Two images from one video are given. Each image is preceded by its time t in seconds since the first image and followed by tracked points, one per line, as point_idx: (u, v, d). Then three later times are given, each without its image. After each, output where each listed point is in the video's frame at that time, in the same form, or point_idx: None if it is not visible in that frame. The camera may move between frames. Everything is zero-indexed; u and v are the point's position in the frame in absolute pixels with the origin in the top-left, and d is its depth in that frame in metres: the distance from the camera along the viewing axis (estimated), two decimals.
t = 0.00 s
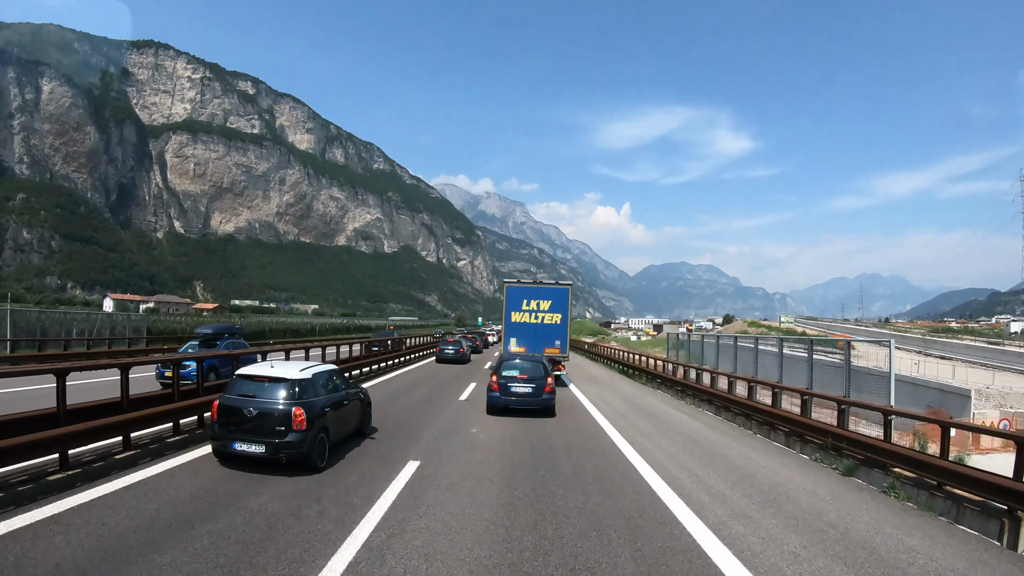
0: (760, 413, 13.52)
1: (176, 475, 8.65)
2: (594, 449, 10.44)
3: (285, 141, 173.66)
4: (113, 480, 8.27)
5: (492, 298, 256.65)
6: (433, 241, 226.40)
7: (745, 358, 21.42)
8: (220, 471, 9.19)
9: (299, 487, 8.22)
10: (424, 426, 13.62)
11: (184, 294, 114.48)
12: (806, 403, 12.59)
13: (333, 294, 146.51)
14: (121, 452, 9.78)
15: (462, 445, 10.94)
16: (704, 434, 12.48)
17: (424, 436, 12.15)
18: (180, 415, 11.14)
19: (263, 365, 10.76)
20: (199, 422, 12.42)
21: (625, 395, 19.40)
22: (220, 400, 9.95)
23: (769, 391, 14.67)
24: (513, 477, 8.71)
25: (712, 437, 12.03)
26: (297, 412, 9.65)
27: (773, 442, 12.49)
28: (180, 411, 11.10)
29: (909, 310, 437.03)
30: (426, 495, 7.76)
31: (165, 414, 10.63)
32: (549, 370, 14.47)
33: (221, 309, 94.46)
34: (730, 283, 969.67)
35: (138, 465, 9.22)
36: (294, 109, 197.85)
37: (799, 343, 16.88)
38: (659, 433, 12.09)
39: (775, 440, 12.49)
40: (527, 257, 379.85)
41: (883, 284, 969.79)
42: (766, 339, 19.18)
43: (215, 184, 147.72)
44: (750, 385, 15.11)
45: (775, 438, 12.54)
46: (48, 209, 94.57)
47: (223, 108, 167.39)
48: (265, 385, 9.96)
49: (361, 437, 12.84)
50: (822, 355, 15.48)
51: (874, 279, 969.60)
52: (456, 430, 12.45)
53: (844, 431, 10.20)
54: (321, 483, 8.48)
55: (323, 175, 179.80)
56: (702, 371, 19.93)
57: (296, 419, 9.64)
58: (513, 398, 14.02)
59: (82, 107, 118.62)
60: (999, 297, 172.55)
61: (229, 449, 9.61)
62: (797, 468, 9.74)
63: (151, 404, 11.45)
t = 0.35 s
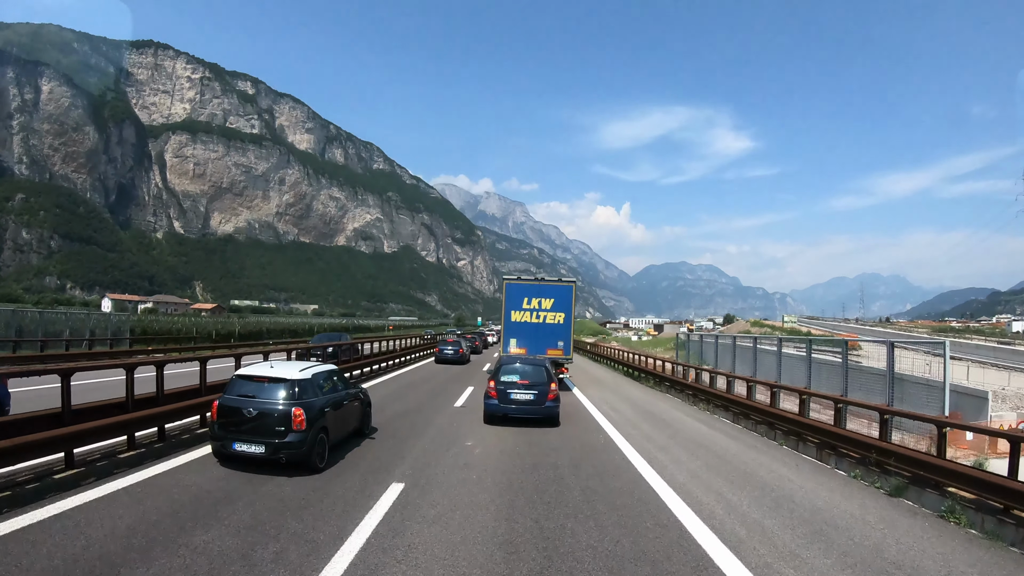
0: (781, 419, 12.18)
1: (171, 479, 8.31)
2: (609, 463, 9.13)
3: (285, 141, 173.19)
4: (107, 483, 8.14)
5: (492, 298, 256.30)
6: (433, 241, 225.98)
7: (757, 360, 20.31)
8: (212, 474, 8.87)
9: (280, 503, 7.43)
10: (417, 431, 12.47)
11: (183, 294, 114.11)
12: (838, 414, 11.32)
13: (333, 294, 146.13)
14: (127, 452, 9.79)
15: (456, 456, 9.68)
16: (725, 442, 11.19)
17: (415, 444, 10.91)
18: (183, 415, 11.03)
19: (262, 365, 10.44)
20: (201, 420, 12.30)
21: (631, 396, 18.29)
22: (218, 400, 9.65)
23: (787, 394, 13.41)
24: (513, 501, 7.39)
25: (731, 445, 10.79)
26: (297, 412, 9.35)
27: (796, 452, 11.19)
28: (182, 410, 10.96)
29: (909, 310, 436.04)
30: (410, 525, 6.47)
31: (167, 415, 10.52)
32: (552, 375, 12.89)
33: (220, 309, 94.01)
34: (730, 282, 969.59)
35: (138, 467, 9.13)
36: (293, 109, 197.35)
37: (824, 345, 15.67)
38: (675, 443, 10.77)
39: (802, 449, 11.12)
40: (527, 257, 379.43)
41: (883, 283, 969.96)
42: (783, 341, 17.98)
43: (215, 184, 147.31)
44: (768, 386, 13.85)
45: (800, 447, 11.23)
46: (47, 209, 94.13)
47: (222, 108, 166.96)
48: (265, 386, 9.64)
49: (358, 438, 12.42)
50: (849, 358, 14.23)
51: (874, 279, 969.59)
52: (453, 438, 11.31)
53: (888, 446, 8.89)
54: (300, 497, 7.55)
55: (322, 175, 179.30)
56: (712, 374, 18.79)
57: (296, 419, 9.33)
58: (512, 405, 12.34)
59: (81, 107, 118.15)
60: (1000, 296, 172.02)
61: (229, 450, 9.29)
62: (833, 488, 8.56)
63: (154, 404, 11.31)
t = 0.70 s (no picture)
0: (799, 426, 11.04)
1: (155, 487, 7.82)
2: (620, 481, 8.01)
3: (284, 141, 172.92)
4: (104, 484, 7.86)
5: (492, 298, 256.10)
6: (433, 241, 225.77)
7: (767, 362, 19.20)
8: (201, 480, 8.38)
9: (247, 525, 6.60)
10: (402, 440, 11.40)
11: (183, 294, 113.91)
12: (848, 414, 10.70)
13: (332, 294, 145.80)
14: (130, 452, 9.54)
15: (444, 471, 8.59)
16: (744, 458, 10.04)
17: (400, 457, 9.79)
18: (181, 415, 10.79)
19: (263, 365, 10.18)
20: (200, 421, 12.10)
21: (634, 399, 17.19)
22: (220, 399, 9.42)
23: (805, 398, 12.30)
24: (512, 532, 6.22)
25: (753, 462, 9.67)
26: (299, 412, 9.11)
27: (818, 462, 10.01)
28: (180, 410, 10.72)
29: (909, 311, 435.30)
30: (394, 563, 5.45)
31: (165, 414, 10.27)
32: (555, 383, 11.58)
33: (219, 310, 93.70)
34: (730, 282, 969.88)
35: (139, 466, 8.83)
36: (293, 109, 196.93)
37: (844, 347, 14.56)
38: (691, 460, 9.61)
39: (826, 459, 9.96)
40: (528, 257, 379.25)
41: (882, 283, 970.34)
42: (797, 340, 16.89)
43: (214, 185, 146.99)
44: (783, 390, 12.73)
45: (822, 458, 10.04)
46: (46, 210, 93.76)
47: (222, 108, 166.72)
48: (267, 385, 9.36)
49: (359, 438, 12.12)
50: (873, 360, 13.12)
51: (874, 279, 969.74)
52: (444, 449, 10.25)
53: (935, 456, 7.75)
54: (268, 522, 6.67)
55: (322, 175, 178.85)
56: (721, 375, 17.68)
57: (297, 418, 9.09)
58: (513, 415, 11.12)
59: (81, 107, 117.79)
60: (999, 296, 171.78)
61: (232, 449, 9.04)
62: (889, 504, 7.48)
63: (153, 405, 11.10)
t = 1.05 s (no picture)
0: (829, 435, 9.80)
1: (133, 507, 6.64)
2: (640, 505, 6.76)
3: (283, 141, 172.50)
4: (93, 491, 7.20)
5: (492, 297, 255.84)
6: (433, 241, 225.38)
7: (779, 362, 17.98)
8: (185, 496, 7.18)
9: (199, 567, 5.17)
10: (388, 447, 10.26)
11: (182, 294, 113.57)
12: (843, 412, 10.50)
13: (332, 294, 145.42)
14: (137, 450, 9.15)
15: (430, 488, 7.38)
16: (773, 469, 8.79)
17: (383, 470, 8.59)
18: (190, 412, 10.42)
19: (267, 365, 9.96)
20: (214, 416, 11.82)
21: (640, 402, 16.00)
22: (225, 398, 9.17)
23: (830, 403, 11.08)
24: (510, 563, 5.30)
25: (784, 474, 8.45)
26: (303, 409, 8.89)
27: (855, 477, 8.80)
28: (189, 406, 10.36)
29: (910, 310, 434.38)
30: (392, 563, 5.35)
31: (173, 411, 9.90)
32: (562, 388, 10.31)
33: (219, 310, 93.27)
34: (730, 282, 969.59)
35: (142, 466, 8.44)
36: (292, 109, 196.48)
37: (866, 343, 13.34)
38: (715, 471, 8.36)
39: (864, 474, 8.75)
40: (528, 257, 378.70)
41: (882, 281, 970.15)
42: (810, 338, 15.69)
43: (214, 185, 146.66)
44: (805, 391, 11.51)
45: (860, 472, 8.82)
46: (45, 210, 93.39)
47: (221, 108, 166.34)
48: (271, 384, 9.17)
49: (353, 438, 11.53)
50: (865, 358, 13.08)
51: (874, 278, 969.55)
52: (432, 460, 9.16)
53: (1007, 476, 6.56)
54: (221, 558, 5.39)
55: (322, 175, 178.46)
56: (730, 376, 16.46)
57: (302, 416, 8.87)
58: (512, 424, 9.80)
59: (80, 107, 117.40)
60: (999, 295, 171.52)
61: (236, 446, 8.81)
62: (890, 503, 7.40)
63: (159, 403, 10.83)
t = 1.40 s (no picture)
0: (860, 445, 9.14)
1: (100, 508, 6.11)
2: (660, 533, 6.03)
3: (283, 141, 172.14)
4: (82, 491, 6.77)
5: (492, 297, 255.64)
6: (432, 241, 225.07)
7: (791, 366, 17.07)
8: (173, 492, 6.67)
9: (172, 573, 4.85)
10: (385, 450, 9.63)
11: (181, 294, 113.26)
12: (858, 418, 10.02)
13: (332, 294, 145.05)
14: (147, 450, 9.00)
15: (430, 500, 6.64)
16: (804, 484, 8.08)
17: (384, 472, 8.02)
18: (197, 411, 10.28)
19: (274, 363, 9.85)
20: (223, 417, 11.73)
21: (648, 408, 15.21)
22: (232, 396, 9.09)
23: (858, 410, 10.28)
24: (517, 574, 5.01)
25: (804, 488, 8.03)
26: (309, 407, 8.80)
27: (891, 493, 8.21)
28: (196, 406, 10.23)
29: (910, 310, 433.59)
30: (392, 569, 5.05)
31: (181, 410, 9.74)
32: (567, 396, 9.11)
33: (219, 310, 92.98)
34: (730, 281, 969.49)
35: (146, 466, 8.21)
36: (292, 109, 196.06)
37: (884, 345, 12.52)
38: (740, 490, 7.66)
39: (901, 490, 8.08)
40: (528, 257, 378.26)
41: (882, 281, 970.13)
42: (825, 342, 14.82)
43: (213, 184, 146.35)
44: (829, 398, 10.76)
45: (899, 488, 8.14)
46: (45, 210, 93.05)
47: (221, 108, 165.59)
48: (277, 381, 9.02)
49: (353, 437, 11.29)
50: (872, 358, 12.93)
51: (874, 277, 969.19)
52: (435, 464, 8.48)
53: None
54: (217, 558, 5.15)
55: (322, 175, 178.14)
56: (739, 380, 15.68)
57: (308, 413, 8.79)
58: (512, 436, 8.62)
59: (79, 107, 117.00)
60: (997, 295, 171.71)
61: (244, 444, 8.72)
62: (908, 513, 7.13)
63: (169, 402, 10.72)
